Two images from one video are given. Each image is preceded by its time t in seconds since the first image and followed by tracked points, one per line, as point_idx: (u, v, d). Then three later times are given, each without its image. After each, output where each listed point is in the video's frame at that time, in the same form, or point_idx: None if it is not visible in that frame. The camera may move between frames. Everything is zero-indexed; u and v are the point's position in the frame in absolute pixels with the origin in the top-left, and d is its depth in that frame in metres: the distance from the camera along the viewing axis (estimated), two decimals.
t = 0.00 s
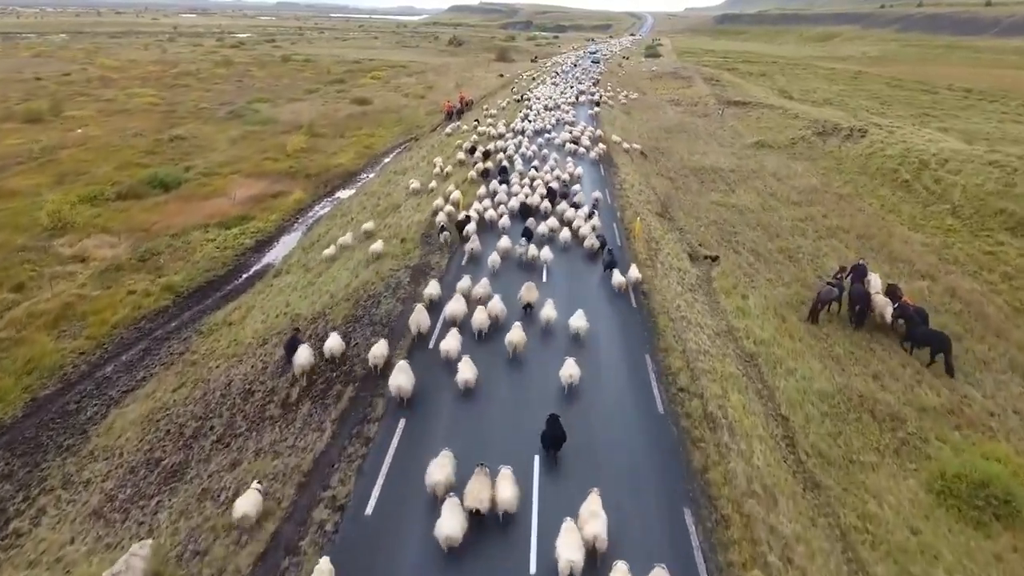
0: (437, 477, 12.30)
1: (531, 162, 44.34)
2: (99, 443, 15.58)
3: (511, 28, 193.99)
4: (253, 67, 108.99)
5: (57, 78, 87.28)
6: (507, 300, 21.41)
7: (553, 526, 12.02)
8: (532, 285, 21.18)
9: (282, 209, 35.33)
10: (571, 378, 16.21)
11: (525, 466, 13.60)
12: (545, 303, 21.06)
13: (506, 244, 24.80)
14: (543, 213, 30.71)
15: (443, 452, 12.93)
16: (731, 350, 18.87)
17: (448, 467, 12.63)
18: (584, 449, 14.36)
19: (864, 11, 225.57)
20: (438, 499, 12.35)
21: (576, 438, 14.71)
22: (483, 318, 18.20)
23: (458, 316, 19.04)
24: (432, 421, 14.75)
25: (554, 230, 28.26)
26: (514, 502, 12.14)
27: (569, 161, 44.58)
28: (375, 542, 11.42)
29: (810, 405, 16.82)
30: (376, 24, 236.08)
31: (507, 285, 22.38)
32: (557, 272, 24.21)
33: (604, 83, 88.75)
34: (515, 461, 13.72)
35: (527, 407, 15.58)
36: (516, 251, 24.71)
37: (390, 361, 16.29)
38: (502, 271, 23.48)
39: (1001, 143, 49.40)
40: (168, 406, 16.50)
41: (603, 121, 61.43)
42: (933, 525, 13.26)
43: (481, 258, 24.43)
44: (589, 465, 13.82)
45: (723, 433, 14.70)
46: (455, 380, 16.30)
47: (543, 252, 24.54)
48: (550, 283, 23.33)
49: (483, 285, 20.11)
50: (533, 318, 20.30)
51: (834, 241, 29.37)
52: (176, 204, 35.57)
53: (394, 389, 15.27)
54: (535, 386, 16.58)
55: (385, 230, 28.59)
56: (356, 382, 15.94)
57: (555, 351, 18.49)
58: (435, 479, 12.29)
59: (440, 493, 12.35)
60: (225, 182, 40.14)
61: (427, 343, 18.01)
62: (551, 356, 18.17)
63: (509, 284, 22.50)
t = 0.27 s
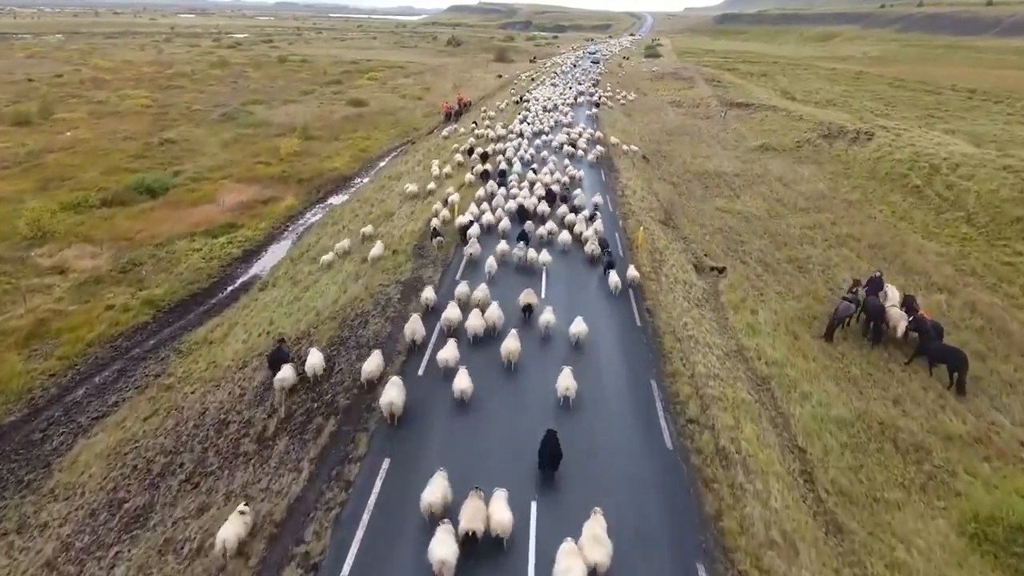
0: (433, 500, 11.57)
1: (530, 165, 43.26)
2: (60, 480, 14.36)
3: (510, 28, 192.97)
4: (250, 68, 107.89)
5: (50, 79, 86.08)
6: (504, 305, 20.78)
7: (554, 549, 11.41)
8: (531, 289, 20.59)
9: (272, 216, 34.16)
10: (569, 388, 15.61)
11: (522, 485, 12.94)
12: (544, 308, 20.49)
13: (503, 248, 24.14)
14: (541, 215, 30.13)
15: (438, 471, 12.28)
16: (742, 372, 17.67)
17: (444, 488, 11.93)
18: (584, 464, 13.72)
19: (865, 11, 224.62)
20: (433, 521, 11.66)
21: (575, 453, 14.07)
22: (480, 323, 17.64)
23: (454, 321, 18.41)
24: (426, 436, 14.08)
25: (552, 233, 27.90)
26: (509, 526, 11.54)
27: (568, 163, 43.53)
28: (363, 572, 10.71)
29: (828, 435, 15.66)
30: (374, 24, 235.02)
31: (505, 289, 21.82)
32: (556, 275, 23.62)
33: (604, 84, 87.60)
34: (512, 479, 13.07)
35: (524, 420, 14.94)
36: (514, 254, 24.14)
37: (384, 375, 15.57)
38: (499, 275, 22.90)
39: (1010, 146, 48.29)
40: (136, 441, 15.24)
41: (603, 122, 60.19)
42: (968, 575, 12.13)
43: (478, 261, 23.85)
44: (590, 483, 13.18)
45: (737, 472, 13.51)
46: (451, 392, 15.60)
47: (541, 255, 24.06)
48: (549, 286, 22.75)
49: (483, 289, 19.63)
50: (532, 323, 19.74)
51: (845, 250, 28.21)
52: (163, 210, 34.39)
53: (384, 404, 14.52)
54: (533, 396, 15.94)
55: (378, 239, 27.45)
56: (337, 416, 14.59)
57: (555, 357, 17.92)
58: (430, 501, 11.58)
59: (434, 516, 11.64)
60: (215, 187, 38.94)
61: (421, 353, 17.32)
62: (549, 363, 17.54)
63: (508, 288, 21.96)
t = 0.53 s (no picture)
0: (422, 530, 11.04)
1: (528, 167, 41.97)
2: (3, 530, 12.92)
3: (509, 28, 191.48)
4: (245, 68, 106.41)
5: (40, 80, 84.53)
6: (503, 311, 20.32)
7: None
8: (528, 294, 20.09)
9: (260, 224, 32.79)
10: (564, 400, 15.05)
11: (518, 504, 12.43)
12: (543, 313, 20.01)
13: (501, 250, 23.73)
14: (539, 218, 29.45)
15: (429, 499, 11.71)
16: (756, 401, 16.31)
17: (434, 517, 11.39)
18: (582, 482, 13.21)
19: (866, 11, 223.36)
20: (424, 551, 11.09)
21: (573, 470, 13.52)
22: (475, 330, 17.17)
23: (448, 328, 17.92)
24: (418, 454, 13.53)
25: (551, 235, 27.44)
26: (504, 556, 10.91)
27: (567, 166, 42.28)
28: None
29: (852, 475, 14.32)
30: (372, 24, 233.51)
31: (503, 296, 21.35)
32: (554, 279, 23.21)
33: (603, 85, 86.18)
34: (507, 498, 12.57)
35: (521, 435, 14.41)
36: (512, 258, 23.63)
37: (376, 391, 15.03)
38: (497, 281, 22.42)
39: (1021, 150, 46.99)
40: (92, 483, 13.82)
41: (603, 124, 58.80)
42: None
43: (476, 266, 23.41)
44: (587, 502, 12.63)
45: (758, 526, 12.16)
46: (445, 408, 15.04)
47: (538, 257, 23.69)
48: (548, 290, 22.26)
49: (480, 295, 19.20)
50: (530, 329, 19.26)
51: (858, 261, 26.87)
52: (146, 219, 33.01)
53: (373, 423, 13.93)
54: (529, 407, 15.43)
55: (368, 249, 26.14)
56: (312, 460, 13.30)
57: (553, 364, 17.44)
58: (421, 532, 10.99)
59: (427, 546, 11.06)
60: (202, 193, 37.60)
61: (415, 365, 16.70)
62: (547, 372, 17.06)
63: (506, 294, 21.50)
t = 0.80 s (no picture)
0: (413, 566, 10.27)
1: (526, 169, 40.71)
2: None
3: (508, 27, 189.97)
4: (240, 69, 104.91)
5: (30, 82, 82.95)
6: (500, 318, 19.70)
7: None
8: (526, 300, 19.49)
9: (246, 233, 31.41)
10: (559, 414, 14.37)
11: (515, 526, 11.76)
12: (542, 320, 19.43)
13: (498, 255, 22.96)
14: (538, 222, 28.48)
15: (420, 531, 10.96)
16: (773, 436, 14.98)
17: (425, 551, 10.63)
18: (583, 503, 12.47)
19: (866, 11, 222.07)
20: None
21: (573, 488, 12.87)
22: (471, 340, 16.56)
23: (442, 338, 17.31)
24: (409, 477, 12.79)
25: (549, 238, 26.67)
26: None
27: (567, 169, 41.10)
28: None
29: (881, 523, 12.99)
30: (370, 24, 231.88)
31: (501, 302, 20.75)
32: (553, 283, 22.55)
33: (603, 85, 84.76)
34: (504, 521, 11.87)
35: (518, 450, 13.76)
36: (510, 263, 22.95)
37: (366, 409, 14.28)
38: (495, 287, 21.80)
39: None
40: (41, 535, 12.48)
41: (603, 126, 57.38)
42: None
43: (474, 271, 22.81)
44: (588, 525, 11.91)
45: None
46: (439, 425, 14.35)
47: (537, 261, 22.96)
48: (547, 295, 21.65)
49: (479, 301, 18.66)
50: (528, 336, 18.65)
51: (873, 274, 25.54)
52: (127, 228, 31.64)
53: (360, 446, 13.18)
54: (526, 422, 14.77)
55: (356, 262, 24.84)
56: (280, 516, 11.89)
57: (552, 374, 16.82)
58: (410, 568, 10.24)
59: None
60: (187, 200, 36.24)
61: (408, 378, 16.02)
62: (546, 383, 16.38)
63: (504, 301, 20.88)
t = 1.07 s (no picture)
0: None
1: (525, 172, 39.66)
2: None
3: (508, 28, 188.72)
4: (236, 70, 103.74)
5: (23, 83, 81.77)
6: (496, 322, 19.30)
7: None
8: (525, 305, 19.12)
9: (233, 242, 30.28)
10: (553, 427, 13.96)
11: (510, 543, 11.38)
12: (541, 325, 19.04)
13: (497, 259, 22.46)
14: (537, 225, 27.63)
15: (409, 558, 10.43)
16: (788, 473, 13.88)
17: None
18: (582, 519, 12.04)
19: (867, 11, 220.90)
20: None
21: (572, 503, 12.42)
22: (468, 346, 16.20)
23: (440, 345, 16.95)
24: (401, 494, 12.31)
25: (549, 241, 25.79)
26: None
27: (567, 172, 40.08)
28: None
29: (909, 572, 11.87)
30: (369, 24, 230.67)
31: (500, 306, 20.35)
32: (552, 287, 22.09)
33: (603, 87, 83.59)
34: (499, 540, 11.41)
35: (514, 463, 13.34)
36: (509, 266, 22.50)
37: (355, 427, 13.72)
38: (493, 291, 21.40)
39: None
40: None
41: (604, 129, 56.22)
42: None
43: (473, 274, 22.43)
44: (586, 542, 11.49)
45: None
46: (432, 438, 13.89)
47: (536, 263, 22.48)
48: (547, 299, 21.25)
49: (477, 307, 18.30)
50: (527, 342, 18.26)
51: (886, 287, 24.40)
52: (110, 236, 30.52)
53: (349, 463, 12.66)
54: (522, 432, 14.35)
55: (346, 274, 23.74)
56: None
57: (551, 382, 16.41)
58: None
59: None
60: (175, 206, 35.14)
61: (402, 389, 15.59)
62: (544, 391, 15.98)
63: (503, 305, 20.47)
